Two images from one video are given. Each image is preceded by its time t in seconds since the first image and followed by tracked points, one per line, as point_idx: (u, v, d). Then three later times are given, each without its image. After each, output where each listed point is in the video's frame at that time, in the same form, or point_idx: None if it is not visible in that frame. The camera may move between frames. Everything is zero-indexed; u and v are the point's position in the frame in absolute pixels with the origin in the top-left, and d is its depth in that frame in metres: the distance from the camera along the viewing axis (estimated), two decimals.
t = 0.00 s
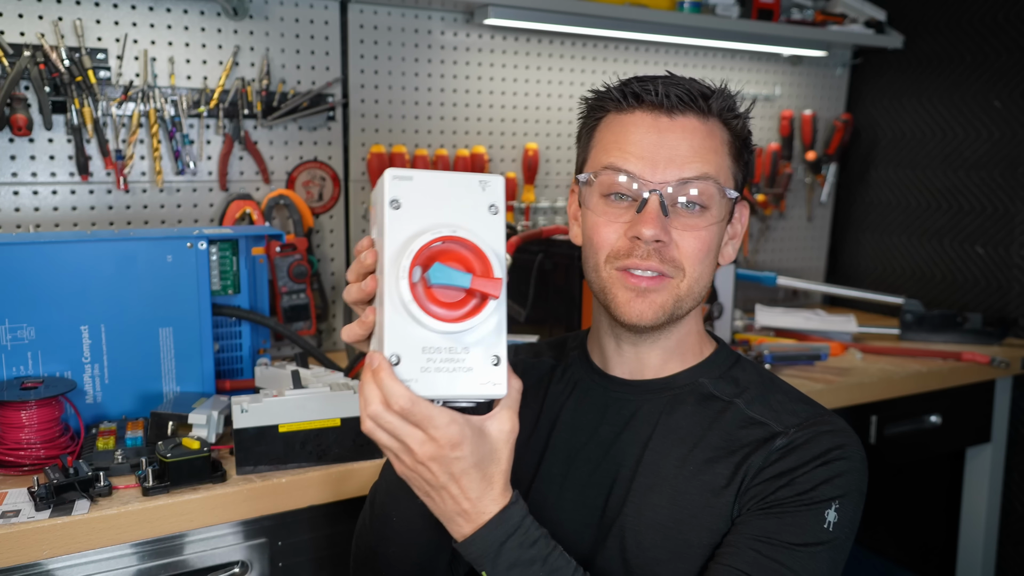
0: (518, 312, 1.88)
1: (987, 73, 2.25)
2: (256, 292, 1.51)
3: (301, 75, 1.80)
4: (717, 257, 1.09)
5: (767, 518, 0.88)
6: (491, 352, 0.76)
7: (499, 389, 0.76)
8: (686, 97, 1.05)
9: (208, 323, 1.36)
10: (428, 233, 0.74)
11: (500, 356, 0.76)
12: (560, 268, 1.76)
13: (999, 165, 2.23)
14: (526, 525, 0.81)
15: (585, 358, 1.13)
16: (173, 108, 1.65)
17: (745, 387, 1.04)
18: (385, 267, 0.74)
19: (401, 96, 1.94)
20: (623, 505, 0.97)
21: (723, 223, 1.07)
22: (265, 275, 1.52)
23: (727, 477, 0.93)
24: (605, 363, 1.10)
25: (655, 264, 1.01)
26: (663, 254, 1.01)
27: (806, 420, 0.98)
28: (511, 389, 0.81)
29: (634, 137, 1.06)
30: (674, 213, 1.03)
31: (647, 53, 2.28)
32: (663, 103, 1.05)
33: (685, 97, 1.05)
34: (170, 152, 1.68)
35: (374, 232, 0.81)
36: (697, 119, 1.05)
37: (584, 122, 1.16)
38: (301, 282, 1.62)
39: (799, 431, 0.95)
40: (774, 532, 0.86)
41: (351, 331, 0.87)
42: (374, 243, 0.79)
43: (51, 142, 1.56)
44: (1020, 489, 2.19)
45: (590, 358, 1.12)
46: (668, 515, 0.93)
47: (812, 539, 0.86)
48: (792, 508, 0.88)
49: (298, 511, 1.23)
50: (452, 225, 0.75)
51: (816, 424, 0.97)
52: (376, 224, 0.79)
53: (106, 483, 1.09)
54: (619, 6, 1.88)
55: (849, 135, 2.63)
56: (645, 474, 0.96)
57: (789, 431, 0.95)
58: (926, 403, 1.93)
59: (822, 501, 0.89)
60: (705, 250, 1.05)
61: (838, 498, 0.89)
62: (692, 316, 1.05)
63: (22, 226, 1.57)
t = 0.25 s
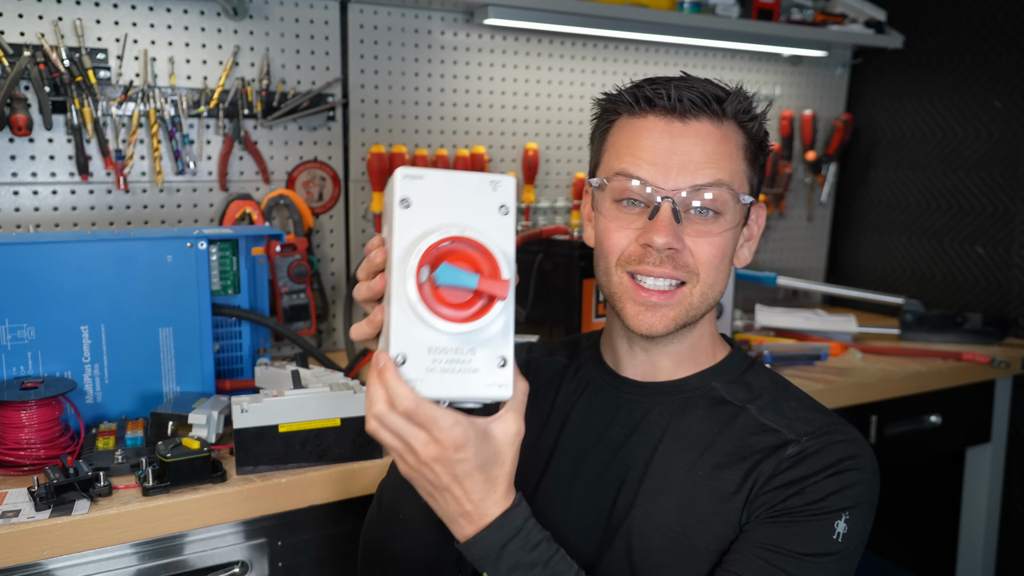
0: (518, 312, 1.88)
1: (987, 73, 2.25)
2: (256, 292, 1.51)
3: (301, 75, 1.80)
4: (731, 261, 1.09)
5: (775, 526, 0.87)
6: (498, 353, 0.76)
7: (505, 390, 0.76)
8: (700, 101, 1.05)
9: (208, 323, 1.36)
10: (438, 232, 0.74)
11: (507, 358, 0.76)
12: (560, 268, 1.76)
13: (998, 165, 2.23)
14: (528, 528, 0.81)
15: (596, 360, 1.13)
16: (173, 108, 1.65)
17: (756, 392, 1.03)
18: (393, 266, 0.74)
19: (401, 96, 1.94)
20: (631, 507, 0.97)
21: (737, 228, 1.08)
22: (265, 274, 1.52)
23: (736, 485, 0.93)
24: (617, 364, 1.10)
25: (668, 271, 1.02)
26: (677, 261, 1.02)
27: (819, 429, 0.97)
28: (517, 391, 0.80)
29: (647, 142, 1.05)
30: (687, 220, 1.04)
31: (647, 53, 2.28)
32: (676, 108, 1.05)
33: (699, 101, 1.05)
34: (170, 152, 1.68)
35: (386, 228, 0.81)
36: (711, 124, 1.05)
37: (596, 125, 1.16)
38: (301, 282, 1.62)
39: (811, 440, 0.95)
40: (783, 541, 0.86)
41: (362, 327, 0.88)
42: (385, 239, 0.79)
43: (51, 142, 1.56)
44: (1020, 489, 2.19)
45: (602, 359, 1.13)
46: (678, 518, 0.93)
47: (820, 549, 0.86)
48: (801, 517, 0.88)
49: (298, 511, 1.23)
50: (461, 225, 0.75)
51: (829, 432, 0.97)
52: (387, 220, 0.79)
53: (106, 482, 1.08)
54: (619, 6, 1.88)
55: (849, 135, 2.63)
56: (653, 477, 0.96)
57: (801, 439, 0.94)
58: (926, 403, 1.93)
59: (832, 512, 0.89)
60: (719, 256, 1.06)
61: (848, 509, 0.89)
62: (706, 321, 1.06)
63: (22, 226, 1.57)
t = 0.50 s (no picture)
0: (518, 312, 1.89)
1: (987, 72, 2.24)
2: (256, 292, 1.51)
3: (301, 75, 1.80)
4: (745, 264, 1.09)
5: (780, 541, 0.87)
6: (482, 368, 0.77)
7: (491, 406, 0.78)
8: (714, 101, 1.05)
9: (208, 323, 1.36)
10: (418, 250, 0.75)
11: (492, 373, 0.77)
12: (560, 268, 1.76)
13: (999, 165, 2.23)
14: (518, 541, 0.82)
15: (607, 362, 1.14)
16: (173, 108, 1.65)
17: (769, 401, 1.02)
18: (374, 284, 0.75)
19: (401, 96, 1.94)
20: (635, 511, 0.97)
21: (750, 230, 1.07)
22: (265, 275, 1.52)
23: (741, 495, 0.93)
24: (628, 366, 1.10)
25: (676, 271, 1.03)
26: (684, 260, 1.03)
27: (830, 442, 0.96)
28: (506, 403, 0.81)
29: (659, 141, 1.06)
30: (696, 221, 1.04)
31: (648, 53, 2.28)
32: (687, 107, 1.05)
33: (712, 101, 1.05)
34: (170, 152, 1.68)
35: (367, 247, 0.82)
36: (723, 124, 1.05)
37: (613, 125, 1.17)
38: (301, 282, 1.62)
39: (821, 454, 0.94)
40: (786, 555, 0.86)
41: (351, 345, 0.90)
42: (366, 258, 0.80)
43: (51, 142, 1.56)
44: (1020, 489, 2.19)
45: (613, 360, 1.13)
46: (682, 526, 0.93)
47: (825, 566, 0.87)
48: (806, 533, 0.88)
49: (298, 511, 1.23)
50: (441, 241, 0.76)
51: (841, 446, 0.96)
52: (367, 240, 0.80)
53: (106, 482, 1.09)
54: (619, 6, 1.88)
55: (849, 135, 2.63)
56: (659, 484, 0.97)
57: (810, 452, 0.94)
58: (927, 403, 1.93)
59: (839, 529, 0.88)
60: (729, 258, 1.05)
61: (855, 526, 0.89)
62: (716, 324, 1.06)
63: (22, 226, 1.57)
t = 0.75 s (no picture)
0: (518, 312, 1.89)
1: (987, 72, 2.25)
2: (256, 292, 1.51)
3: (301, 75, 1.80)
4: (742, 268, 1.04)
5: (768, 554, 0.85)
6: (478, 339, 0.78)
7: (487, 374, 0.78)
8: (709, 97, 1.03)
9: (208, 324, 1.36)
10: (415, 224, 0.76)
11: (488, 343, 0.78)
12: (560, 268, 1.76)
13: (999, 165, 2.23)
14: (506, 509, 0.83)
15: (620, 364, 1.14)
16: (173, 108, 1.65)
17: (782, 413, 1.00)
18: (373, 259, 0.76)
19: (401, 96, 1.94)
20: (631, 511, 0.98)
21: (742, 231, 1.03)
22: (265, 275, 1.52)
23: (735, 504, 0.92)
24: (637, 364, 1.11)
25: (657, 266, 1.01)
26: (663, 256, 1.01)
27: (836, 458, 0.94)
28: (498, 374, 0.83)
29: (654, 137, 1.07)
30: (681, 216, 1.02)
31: (648, 53, 2.28)
32: (679, 104, 1.05)
33: (708, 97, 1.03)
34: (170, 152, 1.68)
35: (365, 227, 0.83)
36: (716, 120, 1.03)
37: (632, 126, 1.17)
38: (301, 282, 1.62)
39: (824, 469, 0.92)
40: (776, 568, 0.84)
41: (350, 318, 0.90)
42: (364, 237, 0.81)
43: (51, 142, 1.56)
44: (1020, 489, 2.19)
45: (625, 359, 1.14)
46: (674, 532, 0.94)
47: None
48: (797, 548, 0.86)
49: (298, 511, 1.22)
50: (438, 216, 0.77)
51: (846, 463, 0.94)
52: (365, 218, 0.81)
53: (106, 483, 1.08)
54: (619, 6, 1.88)
55: (849, 135, 2.63)
56: (656, 487, 0.97)
57: (812, 467, 0.92)
58: (927, 403, 1.93)
59: (832, 547, 0.86)
60: (717, 257, 1.02)
61: (851, 546, 0.87)
62: (705, 327, 1.03)
63: (22, 226, 1.57)
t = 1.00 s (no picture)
0: (518, 312, 1.89)
1: (987, 72, 2.25)
2: (256, 292, 1.51)
3: (301, 75, 1.80)
4: (738, 270, 1.03)
5: (750, 563, 0.84)
6: (457, 333, 0.81)
7: (468, 366, 0.81)
8: (712, 95, 1.04)
9: (208, 324, 1.36)
10: (388, 227, 0.77)
11: (468, 336, 0.81)
12: (560, 268, 1.76)
13: (999, 165, 2.23)
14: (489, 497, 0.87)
15: (634, 366, 1.14)
16: (173, 108, 1.65)
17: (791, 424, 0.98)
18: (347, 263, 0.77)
19: (401, 96, 1.94)
20: (627, 509, 0.99)
21: (738, 233, 1.02)
22: (265, 275, 1.52)
23: (727, 510, 0.92)
24: (647, 364, 1.13)
25: (648, 263, 1.03)
26: (655, 252, 1.03)
27: (836, 474, 0.92)
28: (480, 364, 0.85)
29: (657, 135, 1.08)
30: (675, 214, 1.03)
31: (648, 53, 2.28)
32: (683, 101, 1.06)
33: (711, 95, 1.04)
34: (170, 152, 1.68)
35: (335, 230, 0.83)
36: (718, 118, 1.03)
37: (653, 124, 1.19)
38: (301, 282, 1.62)
39: (821, 484, 0.90)
40: None
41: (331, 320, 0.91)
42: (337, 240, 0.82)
43: (51, 142, 1.56)
44: (1020, 489, 2.19)
45: (637, 359, 1.16)
46: (665, 536, 0.94)
47: None
48: (781, 562, 0.84)
49: (298, 511, 1.22)
50: (409, 217, 0.78)
51: (846, 480, 0.91)
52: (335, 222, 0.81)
53: (106, 482, 1.08)
54: (619, 6, 1.88)
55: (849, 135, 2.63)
56: (651, 489, 0.98)
57: (808, 481, 0.90)
58: (926, 403, 1.93)
59: (818, 563, 0.83)
60: (710, 258, 1.02)
61: (840, 566, 0.83)
62: (698, 326, 1.03)
63: (22, 226, 1.57)
